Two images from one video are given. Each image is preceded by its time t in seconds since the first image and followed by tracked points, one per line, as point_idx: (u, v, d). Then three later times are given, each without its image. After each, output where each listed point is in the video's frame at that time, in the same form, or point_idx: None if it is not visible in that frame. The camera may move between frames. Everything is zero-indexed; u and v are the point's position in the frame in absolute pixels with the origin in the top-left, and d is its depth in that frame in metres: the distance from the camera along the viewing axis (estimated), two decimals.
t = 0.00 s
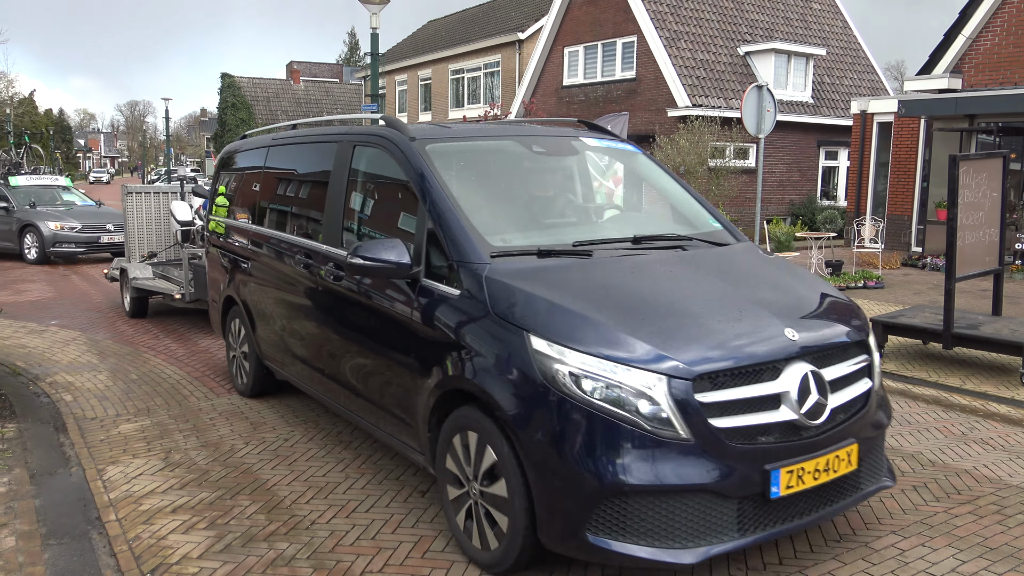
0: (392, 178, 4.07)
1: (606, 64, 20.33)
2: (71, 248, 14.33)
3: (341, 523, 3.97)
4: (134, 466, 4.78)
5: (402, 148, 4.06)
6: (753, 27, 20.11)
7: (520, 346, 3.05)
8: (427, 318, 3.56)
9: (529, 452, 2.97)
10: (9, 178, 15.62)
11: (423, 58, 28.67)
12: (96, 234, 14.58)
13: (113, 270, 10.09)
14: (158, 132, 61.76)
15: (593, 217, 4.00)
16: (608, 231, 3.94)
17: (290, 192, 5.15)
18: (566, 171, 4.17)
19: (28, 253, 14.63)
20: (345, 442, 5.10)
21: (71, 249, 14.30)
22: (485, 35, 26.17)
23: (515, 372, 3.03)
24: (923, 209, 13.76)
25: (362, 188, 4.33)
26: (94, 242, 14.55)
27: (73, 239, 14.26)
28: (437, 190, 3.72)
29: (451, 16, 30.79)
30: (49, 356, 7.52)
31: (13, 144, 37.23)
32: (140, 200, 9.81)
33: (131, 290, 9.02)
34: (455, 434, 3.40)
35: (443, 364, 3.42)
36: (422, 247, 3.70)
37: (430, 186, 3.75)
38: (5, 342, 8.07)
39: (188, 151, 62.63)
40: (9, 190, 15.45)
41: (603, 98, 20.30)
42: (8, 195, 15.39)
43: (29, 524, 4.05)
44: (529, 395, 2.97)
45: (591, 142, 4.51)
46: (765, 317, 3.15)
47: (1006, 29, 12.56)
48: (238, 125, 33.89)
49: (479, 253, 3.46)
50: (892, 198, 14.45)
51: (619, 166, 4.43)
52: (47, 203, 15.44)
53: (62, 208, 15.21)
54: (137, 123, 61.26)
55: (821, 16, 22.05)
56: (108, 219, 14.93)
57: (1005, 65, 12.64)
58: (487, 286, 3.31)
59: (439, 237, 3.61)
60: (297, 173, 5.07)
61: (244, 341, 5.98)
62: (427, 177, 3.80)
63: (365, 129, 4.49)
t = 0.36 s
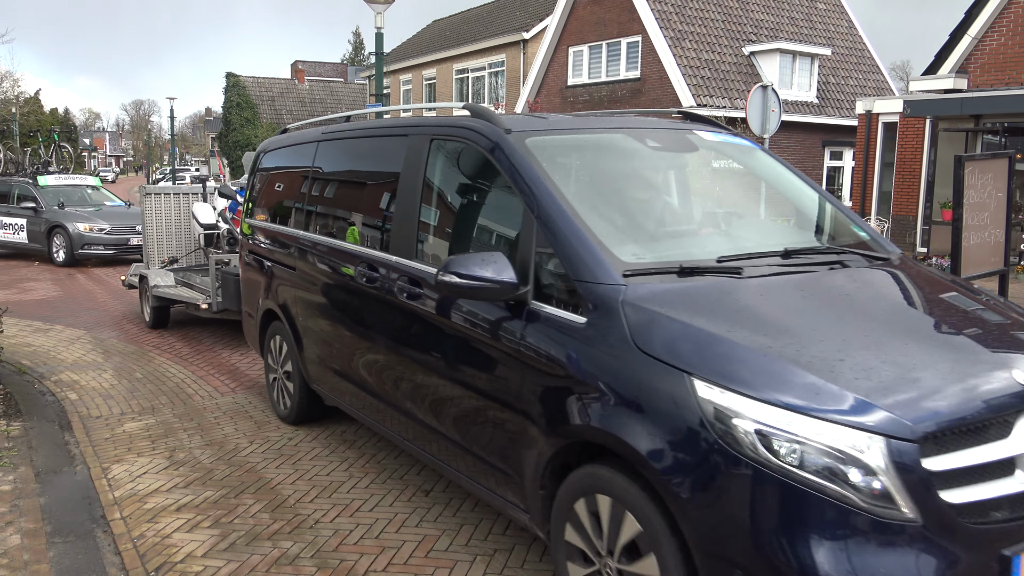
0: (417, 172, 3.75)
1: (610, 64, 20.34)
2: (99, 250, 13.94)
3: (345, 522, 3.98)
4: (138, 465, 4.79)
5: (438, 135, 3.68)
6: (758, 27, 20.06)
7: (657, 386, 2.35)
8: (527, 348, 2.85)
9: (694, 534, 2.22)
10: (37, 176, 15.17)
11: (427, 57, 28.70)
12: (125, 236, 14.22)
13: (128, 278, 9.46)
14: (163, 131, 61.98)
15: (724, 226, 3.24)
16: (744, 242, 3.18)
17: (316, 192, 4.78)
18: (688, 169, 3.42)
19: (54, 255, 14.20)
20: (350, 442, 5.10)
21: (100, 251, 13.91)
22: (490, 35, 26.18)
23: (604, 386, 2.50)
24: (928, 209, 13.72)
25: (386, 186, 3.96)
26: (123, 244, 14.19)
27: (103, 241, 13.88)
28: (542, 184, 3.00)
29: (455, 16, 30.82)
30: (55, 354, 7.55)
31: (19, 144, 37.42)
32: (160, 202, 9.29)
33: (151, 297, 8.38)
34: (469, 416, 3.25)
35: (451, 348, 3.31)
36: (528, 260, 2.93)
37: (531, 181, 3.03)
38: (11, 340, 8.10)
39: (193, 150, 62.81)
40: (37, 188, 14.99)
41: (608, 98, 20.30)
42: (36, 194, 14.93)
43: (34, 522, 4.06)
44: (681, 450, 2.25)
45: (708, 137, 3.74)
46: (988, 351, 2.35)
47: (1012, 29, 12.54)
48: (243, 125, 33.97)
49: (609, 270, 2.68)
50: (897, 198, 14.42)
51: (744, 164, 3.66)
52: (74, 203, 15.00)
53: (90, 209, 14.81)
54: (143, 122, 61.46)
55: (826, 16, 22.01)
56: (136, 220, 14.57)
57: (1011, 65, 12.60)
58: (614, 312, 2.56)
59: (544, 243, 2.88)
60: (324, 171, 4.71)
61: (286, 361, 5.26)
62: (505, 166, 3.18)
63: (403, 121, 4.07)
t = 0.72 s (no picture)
0: (447, 170, 3.51)
1: (613, 64, 20.36)
2: (124, 252, 13.46)
3: (347, 521, 3.99)
4: (141, 464, 4.79)
5: (466, 127, 3.45)
6: (761, 26, 20.05)
7: (795, 413, 1.92)
8: (585, 351, 2.53)
9: None
10: (62, 174, 14.62)
11: (430, 56, 28.72)
12: (150, 237, 13.74)
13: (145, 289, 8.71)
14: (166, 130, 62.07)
15: (923, 239, 2.51)
16: (950, 258, 2.48)
17: (344, 191, 4.49)
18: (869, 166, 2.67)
19: (78, 256, 13.72)
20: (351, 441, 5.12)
21: (125, 253, 13.43)
22: (493, 34, 26.17)
23: (673, 383, 2.23)
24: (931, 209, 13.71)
25: (414, 185, 3.75)
26: (147, 246, 13.70)
27: (129, 242, 13.41)
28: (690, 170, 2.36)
29: (458, 15, 30.82)
30: (58, 352, 7.57)
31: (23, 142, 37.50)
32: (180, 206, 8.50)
33: (172, 310, 7.66)
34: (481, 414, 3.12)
35: (465, 343, 3.17)
36: (692, 282, 2.23)
37: (679, 169, 2.37)
38: (14, 338, 8.13)
39: (196, 149, 62.88)
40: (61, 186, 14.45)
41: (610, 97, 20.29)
42: (59, 193, 14.39)
43: (37, 520, 4.07)
44: (962, 551, 1.60)
45: (875, 126, 2.97)
46: None
47: (1015, 30, 12.58)
48: (246, 124, 33.98)
49: (797, 276, 2.04)
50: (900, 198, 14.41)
51: (925, 158, 2.90)
52: (98, 203, 14.45)
53: (115, 209, 14.30)
54: (146, 121, 61.53)
55: (829, 15, 21.99)
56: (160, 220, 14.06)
57: (1015, 66, 12.61)
58: (816, 359, 1.93)
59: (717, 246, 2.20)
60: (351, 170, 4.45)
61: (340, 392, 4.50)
62: (544, 154, 2.95)
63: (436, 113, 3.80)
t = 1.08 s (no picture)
0: (477, 167, 3.38)
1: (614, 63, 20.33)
2: (145, 255, 12.79)
3: (349, 519, 3.99)
4: (142, 463, 4.79)
5: (494, 124, 3.34)
6: (762, 25, 20.03)
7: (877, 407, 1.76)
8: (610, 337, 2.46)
9: None
10: (83, 174, 13.96)
11: (432, 55, 28.69)
12: (172, 240, 13.02)
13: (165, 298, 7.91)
14: (168, 131, 62.06)
15: None
16: None
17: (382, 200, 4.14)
18: None
19: (99, 260, 13.08)
20: (352, 440, 5.12)
21: (147, 257, 12.78)
22: (494, 34, 26.15)
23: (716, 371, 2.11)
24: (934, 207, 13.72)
25: (442, 183, 3.62)
26: (169, 249, 12.98)
27: (150, 245, 12.73)
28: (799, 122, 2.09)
29: (459, 14, 30.79)
30: (59, 352, 7.56)
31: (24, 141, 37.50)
32: (202, 210, 7.57)
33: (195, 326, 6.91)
34: (496, 410, 3.08)
35: (483, 336, 3.10)
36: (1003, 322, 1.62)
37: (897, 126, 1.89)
38: (16, 338, 8.12)
39: (197, 149, 62.88)
40: (82, 186, 13.80)
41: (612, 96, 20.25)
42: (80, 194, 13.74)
43: (39, 520, 4.07)
44: None
45: None
46: None
47: (1017, 28, 12.53)
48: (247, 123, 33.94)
49: None
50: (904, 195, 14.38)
51: None
52: (120, 205, 13.77)
53: (139, 210, 13.61)
54: (147, 120, 61.53)
55: (831, 14, 21.96)
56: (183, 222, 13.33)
57: (1018, 64, 12.57)
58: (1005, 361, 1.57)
59: (919, 171, 1.84)
60: (377, 173, 4.28)
61: (413, 431, 3.80)
62: (572, 149, 2.85)
63: (460, 112, 3.68)
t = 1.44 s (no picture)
0: (506, 168, 3.29)
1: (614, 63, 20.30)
2: (160, 260, 12.28)
3: (349, 520, 3.99)
4: (143, 463, 4.80)
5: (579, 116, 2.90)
6: (762, 25, 20.03)
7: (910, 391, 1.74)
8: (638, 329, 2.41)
9: None
10: (101, 175, 13.51)
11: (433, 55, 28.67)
12: (189, 244, 12.47)
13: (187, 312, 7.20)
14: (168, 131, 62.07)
15: None
16: None
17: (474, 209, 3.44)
18: None
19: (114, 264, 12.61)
20: (352, 441, 5.11)
21: (162, 262, 12.27)
22: (494, 34, 26.15)
23: (747, 361, 2.07)
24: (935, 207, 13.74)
25: (470, 187, 3.51)
26: (185, 254, 12.44)
27: (166, 249, 12.22)
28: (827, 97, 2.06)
29: (460, 14, 30.80)
30: (60, 352, 7.55)
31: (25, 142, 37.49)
32: (227, 214, 6.85)
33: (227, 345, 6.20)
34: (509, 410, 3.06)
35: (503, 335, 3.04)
36: None
37: None
38: (17, 338, 8.12)
39: (198, 149, 62.84)
40: (100, 188, 13.34)
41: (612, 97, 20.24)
42: (98, 196, 13.28)
43: (39, 520, 4.07)
44: None
45: None
46: None
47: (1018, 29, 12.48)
48: (247, 123, 33.90)
49: None
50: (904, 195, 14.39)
51: None
52: (136, 207, 13.25)
53: (161, 213, 13.12)
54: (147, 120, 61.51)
55: (831, 14, 21.96)
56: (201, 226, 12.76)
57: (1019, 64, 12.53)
58: None
59: None
60: (446, 175, 3.70)
61: (521, 491, 3.05)
62: (598, 145, 2.80)
63: (585, 98, 2.95)
